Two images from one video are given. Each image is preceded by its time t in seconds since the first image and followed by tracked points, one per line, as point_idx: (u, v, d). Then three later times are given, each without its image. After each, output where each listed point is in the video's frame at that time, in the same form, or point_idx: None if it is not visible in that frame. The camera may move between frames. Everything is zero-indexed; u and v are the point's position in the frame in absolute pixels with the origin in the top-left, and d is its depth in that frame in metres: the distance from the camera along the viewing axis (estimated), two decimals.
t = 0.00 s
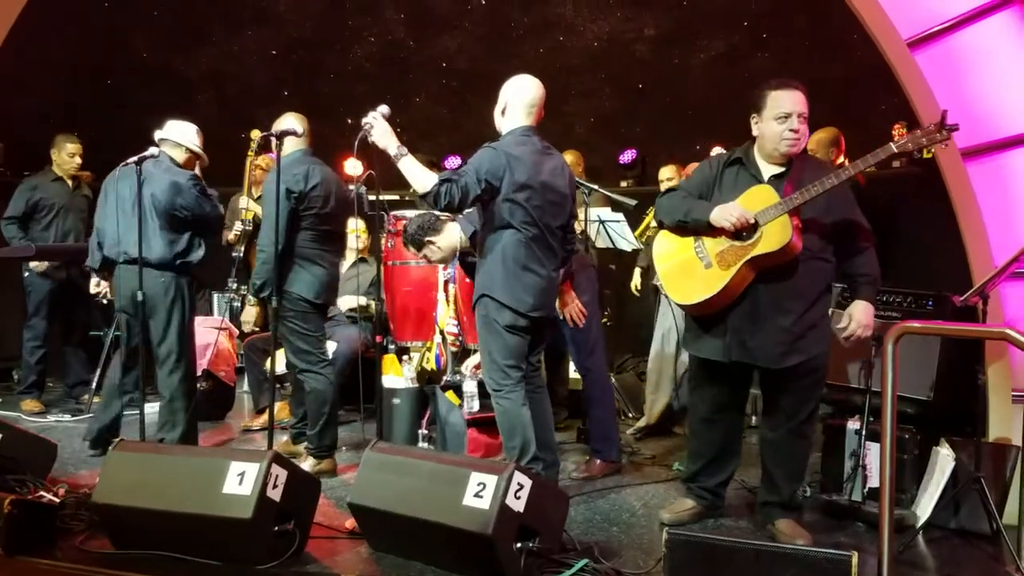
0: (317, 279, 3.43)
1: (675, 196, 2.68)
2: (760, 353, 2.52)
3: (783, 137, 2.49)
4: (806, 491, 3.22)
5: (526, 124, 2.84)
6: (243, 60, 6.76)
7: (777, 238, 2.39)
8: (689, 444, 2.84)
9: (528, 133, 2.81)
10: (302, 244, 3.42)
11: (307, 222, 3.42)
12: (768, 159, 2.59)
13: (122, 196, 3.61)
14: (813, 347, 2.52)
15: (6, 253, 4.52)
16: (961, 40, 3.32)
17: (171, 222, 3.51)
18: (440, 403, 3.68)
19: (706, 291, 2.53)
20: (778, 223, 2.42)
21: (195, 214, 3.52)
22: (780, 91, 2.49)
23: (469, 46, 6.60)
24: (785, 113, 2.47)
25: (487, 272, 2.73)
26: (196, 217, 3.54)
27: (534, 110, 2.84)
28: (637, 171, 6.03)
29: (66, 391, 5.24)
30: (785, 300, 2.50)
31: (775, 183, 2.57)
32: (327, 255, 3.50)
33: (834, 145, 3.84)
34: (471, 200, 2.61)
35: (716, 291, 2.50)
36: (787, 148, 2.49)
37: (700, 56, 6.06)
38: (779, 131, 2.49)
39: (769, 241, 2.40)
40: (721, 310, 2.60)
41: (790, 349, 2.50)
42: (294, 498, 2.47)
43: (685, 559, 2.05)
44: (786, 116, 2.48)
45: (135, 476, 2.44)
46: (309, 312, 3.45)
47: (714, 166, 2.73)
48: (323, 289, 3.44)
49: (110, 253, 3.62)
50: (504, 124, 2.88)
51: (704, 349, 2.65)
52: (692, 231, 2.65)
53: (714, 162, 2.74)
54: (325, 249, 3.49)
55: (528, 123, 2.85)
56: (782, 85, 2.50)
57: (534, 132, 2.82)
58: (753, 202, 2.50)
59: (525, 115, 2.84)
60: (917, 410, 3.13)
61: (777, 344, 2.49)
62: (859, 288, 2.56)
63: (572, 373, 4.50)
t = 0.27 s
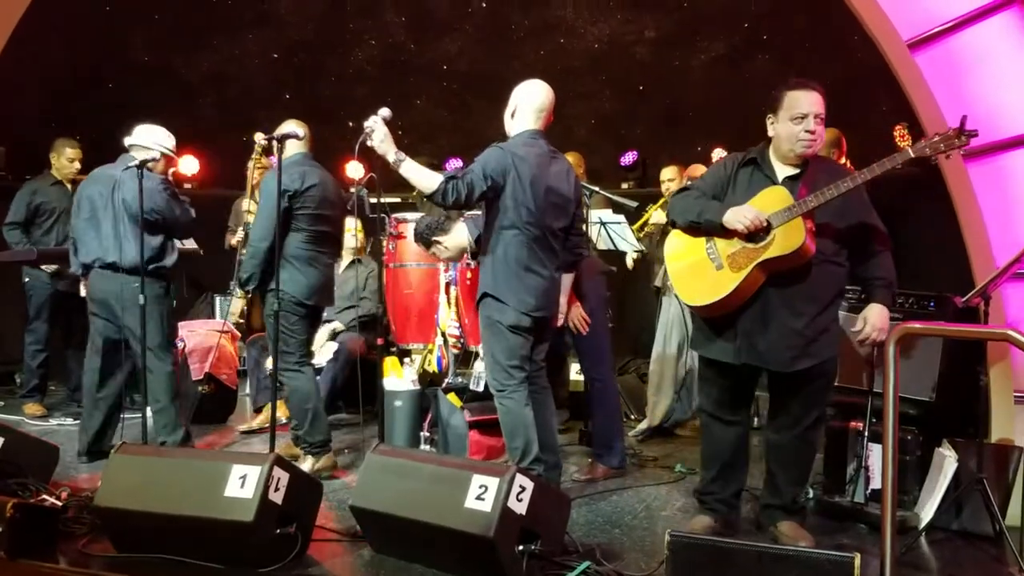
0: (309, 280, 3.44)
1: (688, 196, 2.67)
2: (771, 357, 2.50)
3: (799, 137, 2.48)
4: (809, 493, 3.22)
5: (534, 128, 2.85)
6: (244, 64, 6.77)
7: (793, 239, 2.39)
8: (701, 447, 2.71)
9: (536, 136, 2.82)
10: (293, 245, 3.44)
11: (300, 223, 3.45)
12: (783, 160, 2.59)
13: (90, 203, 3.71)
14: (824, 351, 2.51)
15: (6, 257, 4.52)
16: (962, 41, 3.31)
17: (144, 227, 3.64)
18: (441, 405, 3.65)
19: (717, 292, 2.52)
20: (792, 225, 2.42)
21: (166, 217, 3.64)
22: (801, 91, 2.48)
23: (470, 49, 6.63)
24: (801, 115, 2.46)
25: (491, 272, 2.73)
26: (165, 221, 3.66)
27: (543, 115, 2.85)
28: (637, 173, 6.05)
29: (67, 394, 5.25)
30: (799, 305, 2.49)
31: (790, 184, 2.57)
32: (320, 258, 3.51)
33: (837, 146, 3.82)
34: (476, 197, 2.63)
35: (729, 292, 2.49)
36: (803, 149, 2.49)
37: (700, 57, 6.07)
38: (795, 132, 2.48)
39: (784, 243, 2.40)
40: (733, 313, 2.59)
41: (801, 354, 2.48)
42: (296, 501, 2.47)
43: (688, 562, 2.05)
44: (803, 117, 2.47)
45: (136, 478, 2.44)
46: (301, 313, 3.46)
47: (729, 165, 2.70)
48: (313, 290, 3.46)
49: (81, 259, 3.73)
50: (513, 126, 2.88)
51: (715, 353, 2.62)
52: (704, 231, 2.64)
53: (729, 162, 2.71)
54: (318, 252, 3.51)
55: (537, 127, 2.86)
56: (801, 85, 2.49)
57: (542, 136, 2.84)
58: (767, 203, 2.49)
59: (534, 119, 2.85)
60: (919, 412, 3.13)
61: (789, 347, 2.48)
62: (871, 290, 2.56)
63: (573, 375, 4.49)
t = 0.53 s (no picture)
0: (309, 280, 3.63)
1: (690, 198, 2.66)
2: (776, 357, 2.49)
3: (800, 139, 2.48)
4: (811, 495, 3.21)
5: (541, 132, 2.86)
6: (245, 68, 6.80)
7: (798, 239, 2.39)
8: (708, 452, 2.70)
9: (542, 140, 2.83)
10: (294, 246, 3.60)
11: (300, 225, 3.59)
12: (783, 162, 2.59)
13: (64, 207, 3.70)
14: (827, 353, 2.50)
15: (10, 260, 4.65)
16: (962, 43, 3.32)
17: (115, 227, 3.63)
18: (443, 409, 3.70)
19: (722, 291, 2.50)
20: (796, 224, 2.42)
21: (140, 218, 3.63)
22: (801, 93, 2.48)
23: (471, 52, 6.66)
24: (802, 116, 2.46)
25: (496, 272, 2.73)
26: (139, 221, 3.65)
27: (551, 120, 2.86)
28: (639, 176, 6.02)
29: (70, 398, 5.26)
30: (802, 304, 2.49)
31: (792, 185, 2.57)
32: (318, 258, 3.69)
33: (838, 148, 3.83)
34: (480, 193, 2.62)
35: (735, 292, 2.46)
36: (804, 151, 2.49)
37: (701, 60, 6.07)
38: (796, 134, 2.47)
39: (789, 242, 2.40)
40: (736, 315, 2.58)
41: (806, 354, 2.47)
42: (297, 504, 2.47)
43: (690, 566, 2.04)
44: (804, 119, 2.46)
45: (137, 482, 2.44)
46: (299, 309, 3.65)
47: (729, 169, 2.70)
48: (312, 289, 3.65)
49: (57, 264, 3.73)
50: (521, 131, 2.89)
51: (721, 354, 2.60)
52: (707, 232, 2.63)
53: (730, 165, 2.71)
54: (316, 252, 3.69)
55: (544, 132, 2.86)
56: (801, 88, 2.49)
57: (548, 140, 2.84)
58: (771, 204, 2.49)
59: (542, 124, 2.85)
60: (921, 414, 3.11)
61: (795, 346, 2.46)
62: (873, 292, 2.57)
63: (574, 378, 4.49)
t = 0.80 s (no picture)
0: (303, 279, 3.68)
1: (691, 201, 2.66)
2: (779, 360, 2.49)
3: (799, 141, 2.48)
4: (813, 497, 3.21)
5: (546, 136, 2.86)
6: (247, 70, 6.83)
7: (802, 240, 2.40)
8: (710, 456, 2.70)
9: (547, 144, 2.83)
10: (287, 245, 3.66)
11: (293, 224, 3.64)
12: (782, 164, 2.59)
13: (57, 211, 3.74)
14: (829, 355, 2.50)
15: (15, 263, 4.76)
16: (962, 45, 3.32)
17: (105, 228, 3.63)
18: (445, 410, 3.69)
19: (729, 294, 2.48)
20: (800, 225, 2.43)
21: (130, 218, 3.64)
22: (798, 95, 2.48)
23: (472, 55, 6.69)
24: (802, 118, 2.46)
25: (501, 272, 2.73)
26: (130, 222, 3.66)
27: (555, 125, 2.87)
28: (640, 178, 6.17)
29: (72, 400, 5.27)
30: (805, 305, 2.49)
31: (791, 187, 2.58)
32: (311, 257, 3.75)
33: (839, 150, 3.84)
34: (485, 190, 2.60)
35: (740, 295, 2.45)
36: (802, 153, 2.49)
37: (702, 62, 6.06)
38: (794, 136, 2.48)
39: (794, 243, 2.40)
40: (740, 318, 2.57)
41: (809, 356, 2.47)
42: (298, 506, 2.47)
43: (692, 570, 2.04)
44: (802, 121, 2.47)
45: (139, 484, 2.44)
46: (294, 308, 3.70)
47: (726, 171, 2.70)
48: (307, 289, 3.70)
49: (52, 267, 3.76)
50: (525, 135, 2.89)
51: (723, 357, 2.61)
52: (710, 235, 2.63)
53: (728, 167, 2.71)
54: (310, 252, 3.76)
55: (549, 136, 2.87)
56: (798, 90, 2.50)
57: (552, 144, 2.84)
58: (774, 208, 2.50)
59: (547, 127, 2.86)
60: (922, 416, 3.11)
61: (798, 349, 2.47)
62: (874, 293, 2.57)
63: (574, 380, 4.50)
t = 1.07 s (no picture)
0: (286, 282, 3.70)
1: (692, 206, 2.65)
2: (783, 364, 2.49)
3: (800, 145, 2.48)
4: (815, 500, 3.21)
5: (548, 138, 2.87)
6: (249, 72, 6.84)
7: (806, 245, 2.41)
8: (712, 459, 2.70)
9: (549, 147, 2.84)
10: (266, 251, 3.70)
11: (271, 230, 3.70)
12: (782, 168, 2.60)
13: (62, 213, 3.75)
14: (831, 358, 2.50)
15: (18, 264, 4.75)
16: (963, 48, 3.33)
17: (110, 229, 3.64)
18: (446, 413, 3.70)
19: (736, 300, 2.47)
20: (807, 230, 2.45)
21: (132, 220, 3.63)
22: (797, 99, 2.48)
23: (473, 57, 6.70)
24: (803, 122, 2.47)
25: (506, 273, 2.73)
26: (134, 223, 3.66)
27: (556, 128, 2.88)
28: (641, 180, 6.15)
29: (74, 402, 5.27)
30: (810, 309, 2.50)
31: (792, 191, 2.58)
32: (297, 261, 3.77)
33: (841, 153, 3.84)
34: (489, 190, 2.60)
35: (747, 300, 2.45)
36: (803, 156, 2.49)
37: (703, 65, 6.06)
38: (795, 139, 2.48)
39: (800, 249, 2.41)
40: (744, 323, 2.57)
41: (811, 360, 2.48)
42: (301, 508, 2.48)
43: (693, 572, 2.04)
44: (803, 125, 2.47)
45: (141, 486, 2.45)
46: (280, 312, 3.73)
47: (727, 175, 2.71)
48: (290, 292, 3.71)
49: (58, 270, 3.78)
50: (526, 139, 2.90)
51: (728, 361, 2.59)
52: (714, 241, 2.64)
53: (728, 171, 2.71)
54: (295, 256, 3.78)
55: (550, 138, 2.88)
56: (797, 94, 2.50)
57: (555, 146, 2.85)
58: (779, 213, 2.51)
59: (548, 130, 2.87)
60: (924, 418, 3.12)
61: (802, 353, 2.47)
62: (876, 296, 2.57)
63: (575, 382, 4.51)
